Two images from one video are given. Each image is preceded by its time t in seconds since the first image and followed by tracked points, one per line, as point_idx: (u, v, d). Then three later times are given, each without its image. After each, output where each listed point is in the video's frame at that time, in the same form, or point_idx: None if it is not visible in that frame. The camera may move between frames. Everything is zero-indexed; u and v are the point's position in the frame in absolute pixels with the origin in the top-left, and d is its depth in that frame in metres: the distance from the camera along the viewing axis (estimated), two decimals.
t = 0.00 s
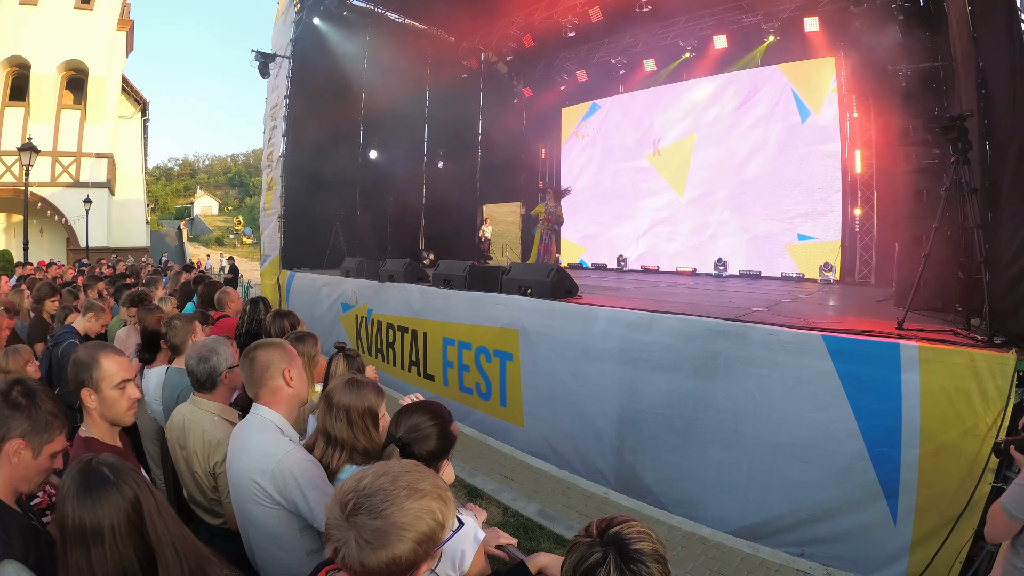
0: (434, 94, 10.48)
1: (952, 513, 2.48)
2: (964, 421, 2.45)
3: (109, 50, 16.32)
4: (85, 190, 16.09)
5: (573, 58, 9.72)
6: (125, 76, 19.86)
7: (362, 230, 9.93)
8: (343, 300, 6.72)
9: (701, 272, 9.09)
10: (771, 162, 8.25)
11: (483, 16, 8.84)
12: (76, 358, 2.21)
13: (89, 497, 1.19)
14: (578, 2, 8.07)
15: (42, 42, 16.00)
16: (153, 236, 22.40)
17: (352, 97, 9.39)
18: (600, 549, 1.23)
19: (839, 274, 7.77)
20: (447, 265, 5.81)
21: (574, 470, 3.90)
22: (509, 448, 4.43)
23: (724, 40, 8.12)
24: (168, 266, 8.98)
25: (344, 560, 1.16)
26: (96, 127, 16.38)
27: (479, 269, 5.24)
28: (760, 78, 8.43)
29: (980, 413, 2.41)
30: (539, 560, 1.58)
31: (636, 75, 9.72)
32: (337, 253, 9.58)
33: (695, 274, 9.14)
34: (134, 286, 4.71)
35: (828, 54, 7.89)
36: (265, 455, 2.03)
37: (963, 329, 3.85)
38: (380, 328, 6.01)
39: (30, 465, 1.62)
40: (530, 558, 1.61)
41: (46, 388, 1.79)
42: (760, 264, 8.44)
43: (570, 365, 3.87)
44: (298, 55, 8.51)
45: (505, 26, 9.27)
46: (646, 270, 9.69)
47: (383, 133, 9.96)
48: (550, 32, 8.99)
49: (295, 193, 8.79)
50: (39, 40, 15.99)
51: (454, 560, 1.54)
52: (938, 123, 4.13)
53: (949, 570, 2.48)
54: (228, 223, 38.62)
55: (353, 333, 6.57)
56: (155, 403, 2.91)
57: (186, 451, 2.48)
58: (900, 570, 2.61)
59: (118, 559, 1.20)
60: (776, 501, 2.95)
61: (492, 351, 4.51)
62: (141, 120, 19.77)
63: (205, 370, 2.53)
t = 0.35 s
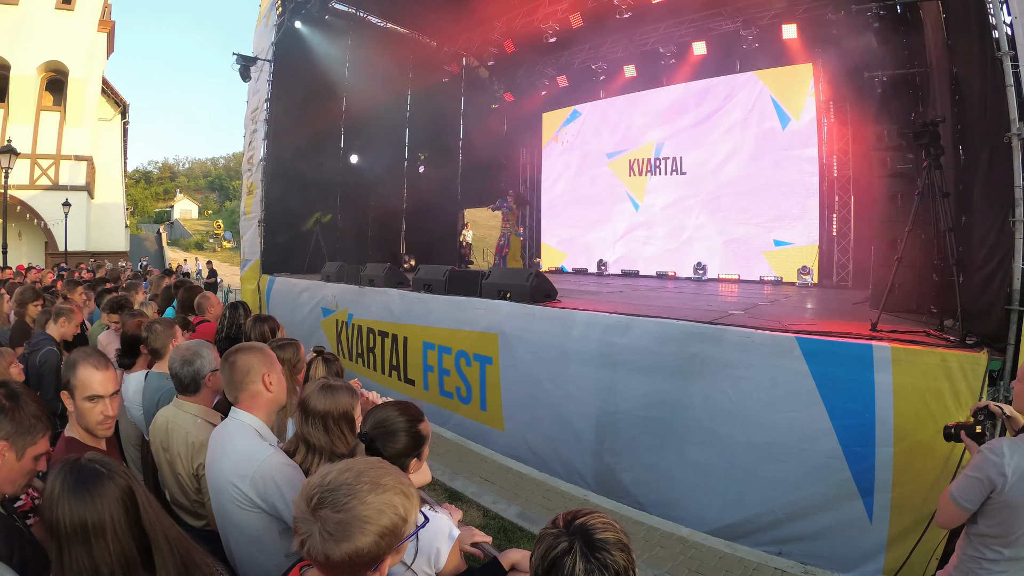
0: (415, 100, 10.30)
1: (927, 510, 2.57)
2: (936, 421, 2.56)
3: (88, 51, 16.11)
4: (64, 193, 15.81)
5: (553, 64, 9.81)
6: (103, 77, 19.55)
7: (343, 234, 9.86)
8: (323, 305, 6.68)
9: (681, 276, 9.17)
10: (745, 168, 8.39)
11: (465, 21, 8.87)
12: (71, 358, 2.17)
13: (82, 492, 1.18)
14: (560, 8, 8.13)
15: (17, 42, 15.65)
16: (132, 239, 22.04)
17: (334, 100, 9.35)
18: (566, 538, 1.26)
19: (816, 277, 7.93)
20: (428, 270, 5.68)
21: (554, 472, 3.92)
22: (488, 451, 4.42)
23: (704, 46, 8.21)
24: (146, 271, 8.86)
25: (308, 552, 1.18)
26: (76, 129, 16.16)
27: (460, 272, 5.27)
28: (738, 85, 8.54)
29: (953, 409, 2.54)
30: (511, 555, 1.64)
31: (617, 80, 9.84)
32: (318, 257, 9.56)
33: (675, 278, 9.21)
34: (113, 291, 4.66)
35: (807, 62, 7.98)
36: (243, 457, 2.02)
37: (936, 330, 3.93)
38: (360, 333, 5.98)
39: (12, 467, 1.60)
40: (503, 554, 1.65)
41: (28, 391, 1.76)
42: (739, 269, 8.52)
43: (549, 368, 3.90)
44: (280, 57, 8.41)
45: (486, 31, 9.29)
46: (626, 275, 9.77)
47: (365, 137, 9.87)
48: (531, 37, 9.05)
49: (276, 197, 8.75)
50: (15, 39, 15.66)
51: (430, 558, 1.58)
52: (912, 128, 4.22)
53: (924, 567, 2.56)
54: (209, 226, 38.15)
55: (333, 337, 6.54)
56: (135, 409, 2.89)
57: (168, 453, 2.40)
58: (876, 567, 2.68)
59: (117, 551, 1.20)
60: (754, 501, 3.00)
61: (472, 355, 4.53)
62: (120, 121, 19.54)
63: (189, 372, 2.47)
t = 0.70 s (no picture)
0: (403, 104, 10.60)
1: (913, 507, 2.59)
2: (919, 420, 2.57)
3: (73, 52, 15.97)
4: (48, 196, 15.66)
5: (539, 69, 9.89)
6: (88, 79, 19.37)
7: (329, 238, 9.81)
8: (308, 309, 6.65)
9: (667, 279, 9.20)
10: (725, 172, 8.47)
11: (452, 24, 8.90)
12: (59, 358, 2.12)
13: (60, 486, 1.22)
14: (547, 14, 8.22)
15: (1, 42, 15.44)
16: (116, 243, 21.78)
17: (319, 103, 9.34)
18: (548, 534, 1.27)
19: (800, 280, 7.94)
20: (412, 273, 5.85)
21: (540, 475, 3.93)
22: (474, 454, 4.41)
23: (689, 52, 8.33)
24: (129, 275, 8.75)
25: (273, 551, 1.18)
26: (61, 131, 16.02)
27: (445, 277, 5.36)
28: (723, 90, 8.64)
29: (936, 409, 2.54)
30: (495, 554, 1.66)
31: (602, 86, 9.90)
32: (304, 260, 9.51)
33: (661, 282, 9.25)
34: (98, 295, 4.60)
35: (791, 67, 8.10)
36: (225, 460, 2.00)
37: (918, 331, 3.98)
38: (346, 337, 5.96)
39: None
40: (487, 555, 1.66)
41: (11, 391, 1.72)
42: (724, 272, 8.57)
43: (534, 371, 3.92)
44: (266, 60, 8.35)
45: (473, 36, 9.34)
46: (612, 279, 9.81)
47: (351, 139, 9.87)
48: (518, 42, 9.11)
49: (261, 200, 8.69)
50: None
51: (413, 557, 1.61)
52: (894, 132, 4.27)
53: (910, 565, 2.59)
54: (194, 230, 37.73)
55: (319, 341, 6.50)
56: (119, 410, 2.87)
57: (153, 454, 2.34)
58: (862, 565, 2.71)
59: (83, 550, 1.23)
60: (739, 501, 3.03)
61: (457, 359, 4.54)
62: (106, 124, 19.37)
63: (174, 373, 2.40)
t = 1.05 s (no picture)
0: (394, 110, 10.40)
1: (903, 509, 2.62)
2: (909, 421, 2.60)
3: (66, 55, 15.92)
4: (39, 201, 15.58)
5: (531, 76, 9.97)
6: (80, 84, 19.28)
7: (320, 243, 9.77)
8: (300, 315, 6.64)
9: (659, 286, 9.22)
10: (715, 178, 8.52)
11: (445, 31, 8.95)
12: (56, 364, 2.12)
13: (59, 482, 1.24)
14: (539, 21, 8.30)
15: None
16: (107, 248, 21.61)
17: (312, 108, 9.34)
18: (542, 532, 1.27)
19: (791, 287, 7.98)
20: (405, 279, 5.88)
21: (532, 481, 3.93)
22: (465, 461, 4.38)
23: (679, 60, 8.49)
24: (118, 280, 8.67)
25: (244, 544, 1.18)
26: (53, 135, 15.94)
27: (437, 283, 5.35)
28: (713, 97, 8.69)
29: (926, 412, 2.58)
30: (489, 553, 1.65)
31: (594, 93, 9.99)
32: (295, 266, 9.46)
33: (653, 289, 9.26)
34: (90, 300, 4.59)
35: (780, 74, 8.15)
36: (219, 459, 1.98)
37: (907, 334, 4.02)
38: (338, 344, 5.95)
39: None
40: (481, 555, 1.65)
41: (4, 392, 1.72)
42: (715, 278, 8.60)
43: (525, 377, 3.93)
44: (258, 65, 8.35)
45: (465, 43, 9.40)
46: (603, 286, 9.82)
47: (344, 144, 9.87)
48: (510, 49, 9.17)
49: (254, 205, 8.65)
50: None
51: (406, 561, 1.62)
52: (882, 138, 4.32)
53: (902, 566, 2.62)
54: (186, 235, 37.44)
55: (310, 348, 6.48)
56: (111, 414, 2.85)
57: (144, 459, 2.28)
58: (853, 568, 2.73)
59: (81, 547, 1.24)
60: (732, 505, 3.04)
61: (449, 365, 4.54)
62: (99, 128, 19.41)
63: (167, 377, 2.35)
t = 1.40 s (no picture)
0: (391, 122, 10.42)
1: (897, 512, 2.67)
2: (903, 423, 2.65)
3: (64, 65, 15.94)
4: (36, 209, 15.53)
5: (527, 87, 10.06)
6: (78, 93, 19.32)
7: (317, 252, 9.77)
8: (297, 325, 6.64)
9: (655, 295, 9.24)
10: (710, 187, 8.57)
11: (442, 42, 9.03)
12: (61, 366, 2.11)
13: (62, 478, 1.27)
14: (534, 33, 8.35)
15: None
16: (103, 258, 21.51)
17: (309, 119, 9.34)
18: (533, 520, 1.30)
19: (785, 294, 7.94)
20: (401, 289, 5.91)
21: (528, 488, 3.94)
22: (462, 468, 4.38)
23: (674, 70, 8.60)
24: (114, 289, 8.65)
25: (237, 541, 1.21)
26: (51, 144, 15.94)
27: (433, 292, 5.38)
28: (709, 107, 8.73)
29: (918, 414, 2.64)
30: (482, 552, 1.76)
31: (590, 104, 10.08)
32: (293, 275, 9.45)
33: (649, 297, 9.28)
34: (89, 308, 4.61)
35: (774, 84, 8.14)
36: (222, 454, 1.95)
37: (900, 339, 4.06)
38: (335, 353, 5.95)
39: None
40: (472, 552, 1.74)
41: (13, 391, 1.73)
42: (711, 287, 8.62)
43: (521, 385, 3.96)
44: (257, 77, 8.38)
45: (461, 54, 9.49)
46: (600, 295, 9.83)
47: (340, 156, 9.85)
48: (506, 60, 9.25)
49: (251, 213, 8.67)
50: None
51: (404, 557, 1.69)
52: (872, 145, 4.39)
53: (897, 567, 2.66)
54: (181, 243, 37.25)
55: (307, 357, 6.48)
56: (112, 420, 2.86)
57: (144, 462, 2.23)
58: (848, 571, 2.75)
59: (82, 545, 1.25)
60: (727, 510, 3.06)
61: (446, 373, 4.56)
62: (96, 137, 19.43)
63: (168, 381, 2.31)
